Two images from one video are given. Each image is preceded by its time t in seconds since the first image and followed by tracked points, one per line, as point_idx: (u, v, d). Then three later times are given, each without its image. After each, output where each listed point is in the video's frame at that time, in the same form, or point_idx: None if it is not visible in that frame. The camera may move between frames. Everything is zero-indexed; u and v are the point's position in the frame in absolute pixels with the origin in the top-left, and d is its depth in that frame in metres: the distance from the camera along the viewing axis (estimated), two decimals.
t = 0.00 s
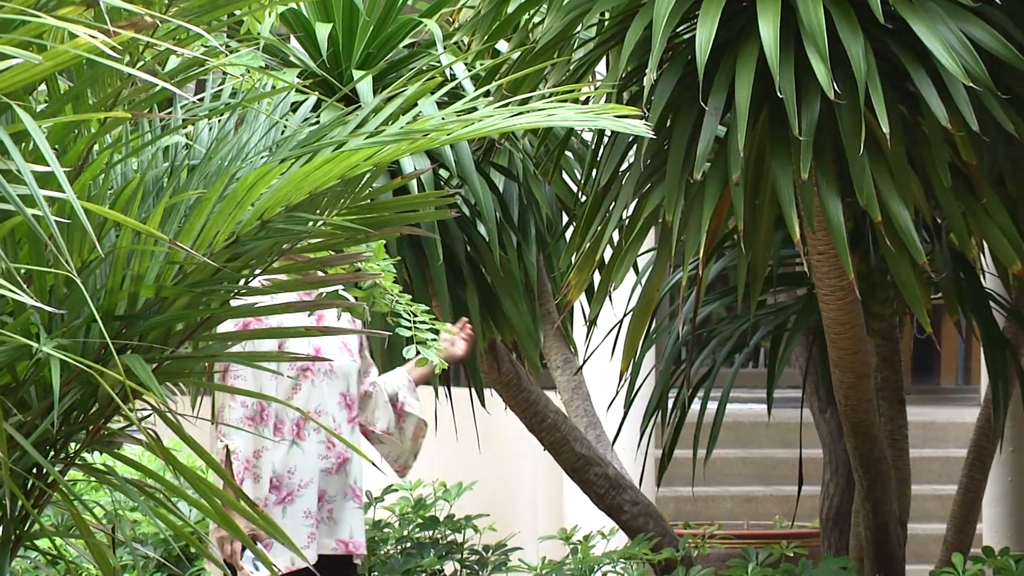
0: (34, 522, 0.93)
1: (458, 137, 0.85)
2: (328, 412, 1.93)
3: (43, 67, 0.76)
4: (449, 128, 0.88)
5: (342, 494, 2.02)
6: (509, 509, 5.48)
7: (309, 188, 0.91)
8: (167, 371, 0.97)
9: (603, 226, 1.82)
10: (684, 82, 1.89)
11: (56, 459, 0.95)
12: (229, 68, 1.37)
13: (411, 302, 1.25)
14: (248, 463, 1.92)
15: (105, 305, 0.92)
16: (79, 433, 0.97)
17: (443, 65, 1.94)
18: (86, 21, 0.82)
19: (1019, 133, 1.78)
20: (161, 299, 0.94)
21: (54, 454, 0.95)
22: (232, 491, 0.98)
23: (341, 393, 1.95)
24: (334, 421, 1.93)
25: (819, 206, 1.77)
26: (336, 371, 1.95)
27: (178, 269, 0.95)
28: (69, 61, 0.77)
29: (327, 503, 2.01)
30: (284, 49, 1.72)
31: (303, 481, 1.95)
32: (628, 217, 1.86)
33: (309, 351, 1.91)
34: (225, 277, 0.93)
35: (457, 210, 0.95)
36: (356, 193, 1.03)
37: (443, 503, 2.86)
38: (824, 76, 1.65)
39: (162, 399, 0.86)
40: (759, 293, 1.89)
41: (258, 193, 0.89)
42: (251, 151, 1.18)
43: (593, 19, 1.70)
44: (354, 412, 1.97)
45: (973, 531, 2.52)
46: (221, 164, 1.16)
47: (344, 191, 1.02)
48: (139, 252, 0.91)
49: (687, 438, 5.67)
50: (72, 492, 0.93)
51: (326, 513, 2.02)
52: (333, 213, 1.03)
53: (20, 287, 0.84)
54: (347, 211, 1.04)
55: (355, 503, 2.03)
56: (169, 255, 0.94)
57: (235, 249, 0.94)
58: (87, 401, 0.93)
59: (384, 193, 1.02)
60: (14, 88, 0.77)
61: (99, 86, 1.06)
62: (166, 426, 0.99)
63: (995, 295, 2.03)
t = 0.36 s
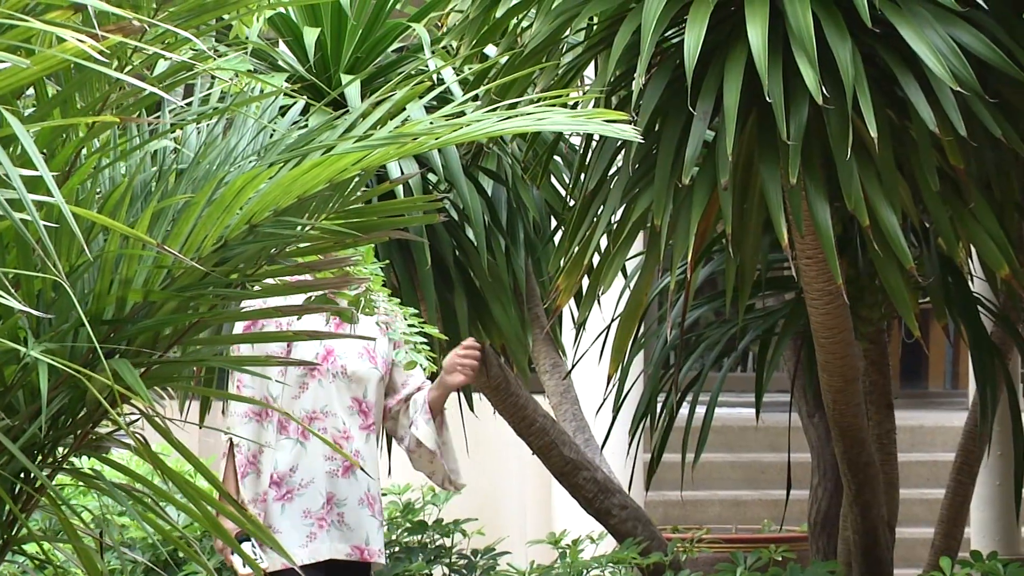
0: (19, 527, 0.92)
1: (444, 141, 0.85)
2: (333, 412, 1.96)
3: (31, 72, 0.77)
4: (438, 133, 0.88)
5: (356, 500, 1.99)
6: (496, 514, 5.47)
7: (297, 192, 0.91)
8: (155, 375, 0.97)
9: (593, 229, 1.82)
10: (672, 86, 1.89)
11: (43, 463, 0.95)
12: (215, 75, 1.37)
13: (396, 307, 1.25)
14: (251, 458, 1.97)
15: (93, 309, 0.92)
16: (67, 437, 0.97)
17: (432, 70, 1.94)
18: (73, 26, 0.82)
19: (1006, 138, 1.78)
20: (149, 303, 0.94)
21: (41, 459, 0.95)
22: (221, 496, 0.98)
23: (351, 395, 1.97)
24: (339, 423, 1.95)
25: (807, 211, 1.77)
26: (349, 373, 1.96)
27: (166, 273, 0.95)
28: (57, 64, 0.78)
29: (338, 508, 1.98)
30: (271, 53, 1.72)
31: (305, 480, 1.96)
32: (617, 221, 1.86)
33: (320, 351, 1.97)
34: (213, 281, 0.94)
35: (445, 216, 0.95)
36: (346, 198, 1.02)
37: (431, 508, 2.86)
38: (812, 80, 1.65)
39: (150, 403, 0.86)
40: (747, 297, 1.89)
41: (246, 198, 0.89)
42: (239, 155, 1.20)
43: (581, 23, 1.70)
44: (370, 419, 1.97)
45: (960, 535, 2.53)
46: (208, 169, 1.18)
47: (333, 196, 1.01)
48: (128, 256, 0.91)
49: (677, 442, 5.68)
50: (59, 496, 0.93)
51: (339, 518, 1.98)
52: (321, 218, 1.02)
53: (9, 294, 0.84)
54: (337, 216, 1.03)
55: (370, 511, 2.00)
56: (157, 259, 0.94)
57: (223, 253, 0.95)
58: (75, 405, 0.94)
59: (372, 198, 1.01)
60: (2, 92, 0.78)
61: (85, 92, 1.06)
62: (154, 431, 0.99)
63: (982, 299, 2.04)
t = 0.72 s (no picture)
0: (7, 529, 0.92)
1: (434, 143, 0.86)
2: (333, 417, 1.95)
3: (21, 74, 0.77)
4: (428, 136, 0.89)
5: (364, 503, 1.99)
6: (486, 517, 5.47)
7: (287, 195, 0.91)
8: (145, 377, 0.97)
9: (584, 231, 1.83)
10: (662, 89, 1.89)
11: (33, 466, 0.95)
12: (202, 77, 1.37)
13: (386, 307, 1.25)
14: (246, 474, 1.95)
15: (83, 312, 0.92)
16: (57, 440, 0.97)
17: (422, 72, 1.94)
18: (62, 28, 0.82)
19: (995, 141, 1.78)
20: (139, 305, 0.94)
21: (30, 461, 0.95)
22: (209, 499, 0.98)
23: (354, 399, 1.97)
24: (341, 428, 1.95)
25: (797, 214, 1.77)
26: (348, 378, 1.96)
27: (155, 276, 0.96)
28: (48, 67, 0.78)
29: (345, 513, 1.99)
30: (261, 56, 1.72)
31: (308, 488, 1.97)
32: (607, 224, 1.86)
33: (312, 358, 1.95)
34: (203, 283, 0.94)
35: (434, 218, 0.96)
36: (335, 199, 1.04)
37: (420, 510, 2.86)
38: (802, 83, 1.65)
39: (140, 406, 0.86)
40: (737, 300, 1.89)
41: (236, 201, 0.89)
42: (229, 157, 1.20)
43: (571, 26, 1.70)
44: (377, 420, 1.99)
45: (949, 538, 2.53)
46: (198, 171, 1.18)
47: (322, 199, 1.03)
48: (117, 259, 0.92)
49: (667, 444, 5.68)
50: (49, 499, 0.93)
51: (347, 523, 1.98)
52: (311, 220, 1.03)
53: None
54: (326, 219, 1.04)
55: (380, 512, 2.00)
56: (146, 262, 0.95)
57: (213, 256, 0.95)
58: (64, 408, 0.94)
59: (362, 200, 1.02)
60: None
61: (73, 95, 1.06)
62: (144, 433, 0.99)
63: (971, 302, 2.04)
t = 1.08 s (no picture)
0: None
1: (427, 148, 0.88)
2: (316, 419, 1.85)
3: (12, 78, 0.79)
4: (419, 141, 0.91)
5: (352, 507, 1.87)
6: (478, 521, 5.47)
7: (279, 200, 0.93)
8: (137, 382, 0.98)
9: (577, 235, 1.83)
10: (655, 94, 1.89)
11: (25, 471, 0.96)
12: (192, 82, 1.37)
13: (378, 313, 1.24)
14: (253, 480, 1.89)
15: (75, 317, 0.93)
16: (48, 444, 0.98)
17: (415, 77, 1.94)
18: (54, 33, 0.82)
19: (987, 146, 1.78)
20: (132, 310, 0.95)
21: (23, 466, 0.96)
22: (199, 504, 0.98)
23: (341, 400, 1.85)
24: (325, 430, 1.85)
25: (789, 219, 1.77)
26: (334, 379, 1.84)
27: (147, 280, 0.98)
28: (39, 71, 0.80)
29: (329, 517, 1.86)
30: (253, 60, 1.72)
31: (291, 491, 1.86)
32: (600, 229, 1.86)
33: (300, 359, 1.86)
34: (195, 287, 0.96)
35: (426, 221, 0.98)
36: (328, 205, 1.04)
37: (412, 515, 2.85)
38: (794, 87, 1.65)
39: (131, 410, 0.87)
40: (730, 304, 1.89)
41: (229, 206, 0.90)
42: (221, 163, 1.20)
43: (563, 31, 1.70)
44: (367, 421, 1.86)
45: (941, 542, 2.53)
46: (189, 176, 1.18)
47: (315, 204, 1.03)
48: (109, 263, 0.92)
49: (660, 448, 5.68)
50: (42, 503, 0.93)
51: (330, 527, 1.86)
52: (303, 225, 1.03)
53: None
54: (318, 224, 1.04)
55: (368, 515, 1.88)
56: (138, 267, 0.96)
57: (205, 261, 0.96)
58: (56, 412, 0.94)
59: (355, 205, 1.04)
60: None
61: (63, 100, 1.06)
62: (136, 438, 1.00)
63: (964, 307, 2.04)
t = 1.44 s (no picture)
0: None
1: (420, 152, 0.89)
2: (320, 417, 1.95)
3: (5, 81, 0.79)
4: (414, 143, 0.91)
5: (337, 507, 1.94)
6: (472, 523, 5.46)
7: (273, 204, 0.93)
8: (131, 386, 0.98)
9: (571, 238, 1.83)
10: (648, 96, 1.89)
11: (19, 474, 0.95)
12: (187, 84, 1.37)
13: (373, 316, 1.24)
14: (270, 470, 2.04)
15: (69, 320, 0.93)
16: (42, 447, 0.98)
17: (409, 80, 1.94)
18: (48, 35, 0.82)
19: (981, 149, 1.78)
20: (126, 313, 0.96)
21: (16, 469, 0.95)
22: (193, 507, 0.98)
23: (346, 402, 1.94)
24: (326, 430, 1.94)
25: (783, 222, 1.77)
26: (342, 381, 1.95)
27: (141, 283, 0.97)
28: (32, 75, 0.80)
29: (315, 516, 1.94)
30: (247, 64, 1.72)
31: (292, 485, 1.97)
32: (594, 232, 1.86)
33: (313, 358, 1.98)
34: (189, 291, 0.96)
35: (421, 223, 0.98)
36: (322, 208, 1.05)
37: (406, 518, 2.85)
38: (788, 91, 1.65)
39: (125, 413, 0.87)
40: (724, 307, 1.88)
41: (222, 209, 0.91)
42: (216, 165, 1.20)
43: (558, 34, 1.70)
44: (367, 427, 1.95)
45: (936, 545, 2.53)
46: (185, 179, 1.18)
47: (310, 208, 1.03)
48: (103, 266, 0.92)
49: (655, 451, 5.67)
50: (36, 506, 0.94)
51: (315, 526, 1.93)
52: (298, 229, 1.03)
53: None
54: (313, 227, 1.04)
55: (351, 518, 1.95)
56: (133, 270, 0.96)
57: (199, 264, 0.96)
58: (50, 416, 0.94)
59: (348, 208, 1.03)
60: None
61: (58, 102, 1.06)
62: (131, 441, 1.00)
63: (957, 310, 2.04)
